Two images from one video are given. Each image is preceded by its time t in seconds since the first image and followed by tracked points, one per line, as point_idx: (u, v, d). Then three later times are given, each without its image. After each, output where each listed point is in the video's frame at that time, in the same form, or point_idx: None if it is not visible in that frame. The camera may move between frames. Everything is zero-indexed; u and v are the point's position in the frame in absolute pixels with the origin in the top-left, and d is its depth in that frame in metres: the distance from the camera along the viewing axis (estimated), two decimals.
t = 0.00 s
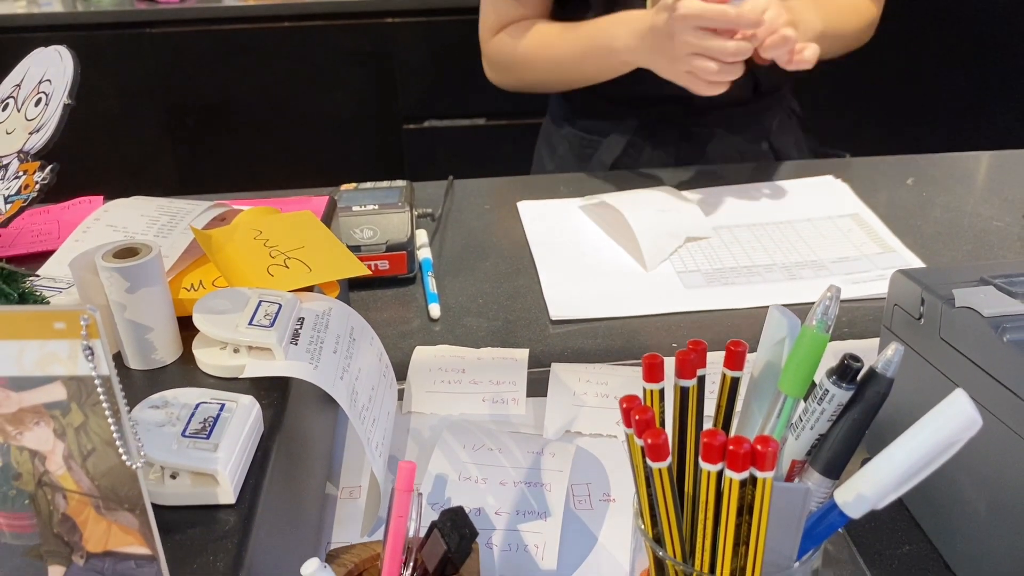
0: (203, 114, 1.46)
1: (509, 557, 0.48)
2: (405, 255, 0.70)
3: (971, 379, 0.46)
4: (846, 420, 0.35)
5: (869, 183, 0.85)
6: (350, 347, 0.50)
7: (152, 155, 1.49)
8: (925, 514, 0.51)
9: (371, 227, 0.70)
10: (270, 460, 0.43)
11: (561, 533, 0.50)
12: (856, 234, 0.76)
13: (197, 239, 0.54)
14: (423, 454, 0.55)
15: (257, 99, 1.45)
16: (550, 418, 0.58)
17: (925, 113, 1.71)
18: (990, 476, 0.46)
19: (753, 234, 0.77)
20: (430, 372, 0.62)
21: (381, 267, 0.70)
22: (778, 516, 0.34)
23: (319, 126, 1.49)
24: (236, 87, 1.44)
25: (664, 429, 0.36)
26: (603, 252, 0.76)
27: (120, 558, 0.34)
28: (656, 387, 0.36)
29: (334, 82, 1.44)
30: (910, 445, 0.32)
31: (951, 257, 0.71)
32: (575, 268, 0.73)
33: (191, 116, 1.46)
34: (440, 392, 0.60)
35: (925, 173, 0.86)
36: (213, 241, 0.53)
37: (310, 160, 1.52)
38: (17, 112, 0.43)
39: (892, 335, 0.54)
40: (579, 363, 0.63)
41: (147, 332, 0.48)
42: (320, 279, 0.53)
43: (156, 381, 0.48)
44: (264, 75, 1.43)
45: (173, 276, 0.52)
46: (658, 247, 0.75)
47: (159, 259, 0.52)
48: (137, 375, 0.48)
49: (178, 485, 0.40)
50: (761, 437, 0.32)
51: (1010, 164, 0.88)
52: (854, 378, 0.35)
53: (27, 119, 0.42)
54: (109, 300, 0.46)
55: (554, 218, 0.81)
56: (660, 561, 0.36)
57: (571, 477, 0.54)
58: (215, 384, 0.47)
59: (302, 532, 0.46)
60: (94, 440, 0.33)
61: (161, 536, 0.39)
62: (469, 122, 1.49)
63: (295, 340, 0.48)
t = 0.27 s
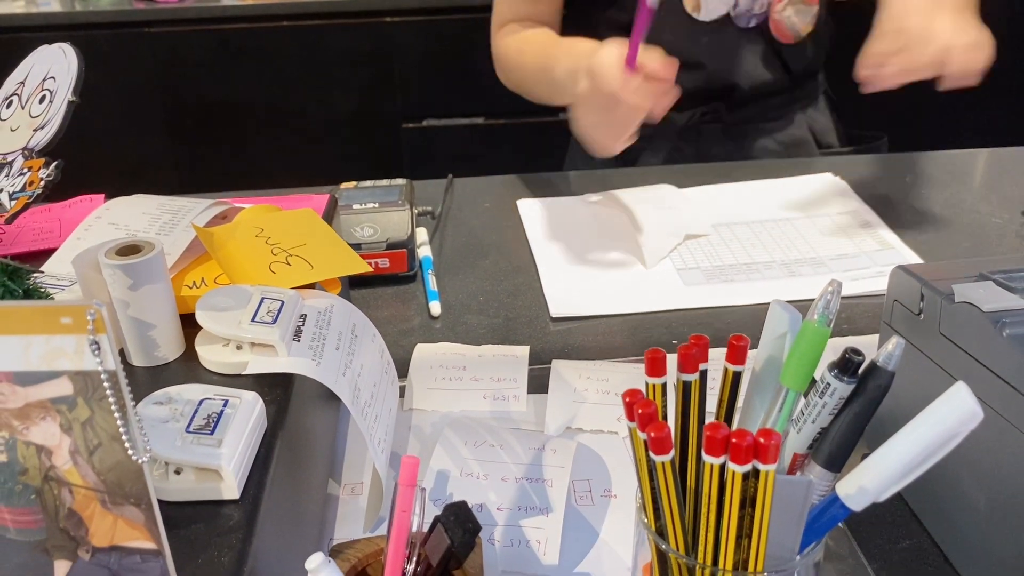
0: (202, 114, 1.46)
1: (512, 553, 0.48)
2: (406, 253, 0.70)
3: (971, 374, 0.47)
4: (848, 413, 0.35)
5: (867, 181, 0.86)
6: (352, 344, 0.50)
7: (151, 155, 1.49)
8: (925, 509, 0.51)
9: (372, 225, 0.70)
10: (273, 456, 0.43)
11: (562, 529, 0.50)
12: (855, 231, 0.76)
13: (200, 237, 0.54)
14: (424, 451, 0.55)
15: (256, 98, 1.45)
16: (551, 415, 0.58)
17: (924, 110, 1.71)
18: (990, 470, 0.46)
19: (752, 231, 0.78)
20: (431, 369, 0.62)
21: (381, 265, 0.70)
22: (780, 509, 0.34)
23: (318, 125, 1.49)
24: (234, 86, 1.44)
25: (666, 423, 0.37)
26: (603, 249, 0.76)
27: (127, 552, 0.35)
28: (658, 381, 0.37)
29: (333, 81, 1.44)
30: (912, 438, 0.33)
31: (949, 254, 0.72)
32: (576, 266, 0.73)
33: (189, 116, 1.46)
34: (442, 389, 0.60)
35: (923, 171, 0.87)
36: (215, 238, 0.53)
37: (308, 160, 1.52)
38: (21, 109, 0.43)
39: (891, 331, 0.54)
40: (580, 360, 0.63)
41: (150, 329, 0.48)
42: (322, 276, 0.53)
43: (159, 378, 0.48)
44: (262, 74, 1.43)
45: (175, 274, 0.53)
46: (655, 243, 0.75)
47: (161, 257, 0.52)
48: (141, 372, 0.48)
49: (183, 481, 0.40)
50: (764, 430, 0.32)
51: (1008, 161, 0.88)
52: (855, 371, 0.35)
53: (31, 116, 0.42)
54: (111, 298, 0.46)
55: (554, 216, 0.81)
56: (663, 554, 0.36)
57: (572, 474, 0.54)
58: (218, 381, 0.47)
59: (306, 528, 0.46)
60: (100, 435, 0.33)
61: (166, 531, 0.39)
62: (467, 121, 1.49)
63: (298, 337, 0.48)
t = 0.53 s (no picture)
0: (198, 112, 1.46)
1: (510, 547, 0.48)
2: (403, 249, 0.70)
3: (969, 366, 0.47)
4: (846, 404, 0.35)
5: (864, 176, 0.86)
6: (349, 339, 0.50)
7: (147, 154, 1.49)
8: (923, 501, 0.51)
9: (369, 221, 0.70)
10: (271, 450, 0.43)
11: (560, 523, 0.50)
12: (852, 226, 0.76)
13: (196, 232, 0.54)
14: (422, 446, 0.55)
15: (252, 97, 1.45)
16: (549, 409, 0.58)
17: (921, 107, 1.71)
18: (987, 462, 0.46)
19: (749, 226, 0.78)
20: (429, 365, 0.62)
21: (378, 261, 0.70)
22: (778, 499, 0.34)
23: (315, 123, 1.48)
24: (230, 85, 1.44)
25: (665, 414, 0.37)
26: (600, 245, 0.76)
27: (124, 546, 0.34)
28: (656, 373, 0.36)
29: (329, 80, 1.44)
30: (910, 428, 0.33)
31: (946, 248, 0.72)
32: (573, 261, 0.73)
33: (185, 115, 1.46)
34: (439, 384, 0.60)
35: (920, 166, 0.87)
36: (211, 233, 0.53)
37: (304, 158, 1.52)
38: (16, 103, 0.43)
39: (889, 324, 0.54)
40: (578, 355, 0.63)
41: (147, 325, 0.48)
42: (319, 271, 0.53)
43: (156, 373, 0.48)
44: (259, 73, 1.42)
45: (172, 269, 0.52)
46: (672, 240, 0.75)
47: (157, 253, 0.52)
48: (137, 367, 0.48)
49: (180, 475, 0.40)
50: (762, 420, 0.32)
51: (1005, 156, 0.88)
52: (854, 361, 0.35)
53: (26, 109, 0.42)
54: (108, 293, 0.46)
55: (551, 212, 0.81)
56: (661, 545, 0.36)
57: (570, 468, 0.54)
58: (215, 376, 0.47)
59: (304, 523, 0.46)
60: (97, 428, 0.32)
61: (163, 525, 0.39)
62: (464, 119, 1.49)
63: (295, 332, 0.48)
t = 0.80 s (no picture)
0: (192, 111, 1.45)
1: (504, 543, 0.48)
2: (396, 245, 0.69)
3: (963, 357, 0.47)
4: (840, 395, 0.35)
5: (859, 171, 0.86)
6: (341, 334, 0.50)
7: (140, 153, 1.48)
8: (918, 495, 0.51)
9: (361, 217, 0.70)
10: (261, 447, 0.43)
11: (555, 519, 0.49)
12: (847, 220, 0.76)
13: (186, 228, 0.53)
14: (416, 442, 0.55)
15: (246, 95, 1.45)
16: (543, 405, 0.58)
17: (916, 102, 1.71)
18: (982, 454, 0.46)
19: (744, 220, 0.77)
20: (422, 361, 0.61)
21: (372, 258, 0.69)
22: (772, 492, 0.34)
23: (309, 121, 1.48)
24: (225, 84, 1.43)
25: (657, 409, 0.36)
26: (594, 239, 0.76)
27: (111, 544, 0.34)
28: (648, 366, 0.36)
29: (324, 77, 1.44)
30: (904, 419, 0.32)
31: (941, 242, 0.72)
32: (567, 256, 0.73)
33: (179, 114, 1.45)
34: (433, 381, 0.60)
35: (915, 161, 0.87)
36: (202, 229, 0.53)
37: (299, 157, 1.51)
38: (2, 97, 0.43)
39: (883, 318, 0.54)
40: (572, 350, 0.62)
41: (137, 321, 0.47)
42: (310, 267, 0.52)
43: (146, 370, 0.47)
44: (253, 71, 1.42)
45: (162, 266, 0.52)
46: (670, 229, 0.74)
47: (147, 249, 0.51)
48: (128, 364, 0.48)
49: (169, 472, 0.40)
50: (755, 412, 0.32)
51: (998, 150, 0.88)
52: (847, 352, 0.35)
53: (11, 104, 0.42)
54: (96, 290, 0.46)
55: (546, 207, 0.81)
56: (654, 540, 0.36)
57: (564, 464, 0.53)
58: (206, 372, 0.47)
59: (296, 520, 0.46)
60: (82, 425, 0.32)
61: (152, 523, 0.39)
62: (458, 116, 1.49)
63: (286, 328, 0.48)
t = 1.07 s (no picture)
0: (183, 111, 1.45)
1: (494, 542, 0.48)
2: (386, 244, 0.69)
3: (950, 352, 0.47)
4: (825, 392, 0.35)
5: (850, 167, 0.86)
6: (328, 334, 0.50)
7: (132, 153, 1.48)
8: (907, 490, 0.51)
9: (351, 216, 0.70)
10: (247, 448, 0.43)
11: (544, 517, 0.49)
12: (837, 216, 0.77)
13: (172, 228, 0.53)
14: (405, 442, 0.55)
15: (237, 94, 1.44)
16: (533, 403, 0.57)
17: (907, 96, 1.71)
18: (970, 449, 0.46)
19: (735, 217, 0.77)
20: (412, 360, 0.61)
21: (361, 257, 0.69)
22: (757, 489, 0.33)
23: (301, 121, 1.48)
24: (215, 83, 1.43)
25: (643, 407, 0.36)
26: (585, 236, 0.75)
27: (94, 546, 0.34)
28: (634, 363, 0.36)
29: (316, 76, 1.43)
30: (889, 415, 0.32)
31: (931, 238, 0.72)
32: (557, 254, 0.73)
33: (170, 114, 1.45)
34: (423, 379, 0.60)
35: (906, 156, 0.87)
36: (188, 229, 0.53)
37: (291, 156, 1.51)
38: None
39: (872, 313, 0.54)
40: (562, 348, 0.62)
41: (123, 323, 0.47)
42: (298, 266, 0.52)
43: (133, 372, 0.47)
44: (244, 70, 1.41)
45: (149, 266, 0.52)
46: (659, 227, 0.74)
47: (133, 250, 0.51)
48: (114, 366, 0.48)
49: (155, 474, 0.40)
50: (740, 410, 0.32)
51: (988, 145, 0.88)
52: (832, 349, 0.35)
53: None
54: (82, 291, 0.45)
55: (537, 205, 0.80)
56: (641, 538, 0.36)
57: (554, 462, 0.53)
58: (192, 373, 0.47)
59: (284, 520, 0.46)
60: (63, 427, 0.32)
61: (137, 525, 0.39)
62: (449, 114, 1.49)
63: (272, 328, 0.47)
